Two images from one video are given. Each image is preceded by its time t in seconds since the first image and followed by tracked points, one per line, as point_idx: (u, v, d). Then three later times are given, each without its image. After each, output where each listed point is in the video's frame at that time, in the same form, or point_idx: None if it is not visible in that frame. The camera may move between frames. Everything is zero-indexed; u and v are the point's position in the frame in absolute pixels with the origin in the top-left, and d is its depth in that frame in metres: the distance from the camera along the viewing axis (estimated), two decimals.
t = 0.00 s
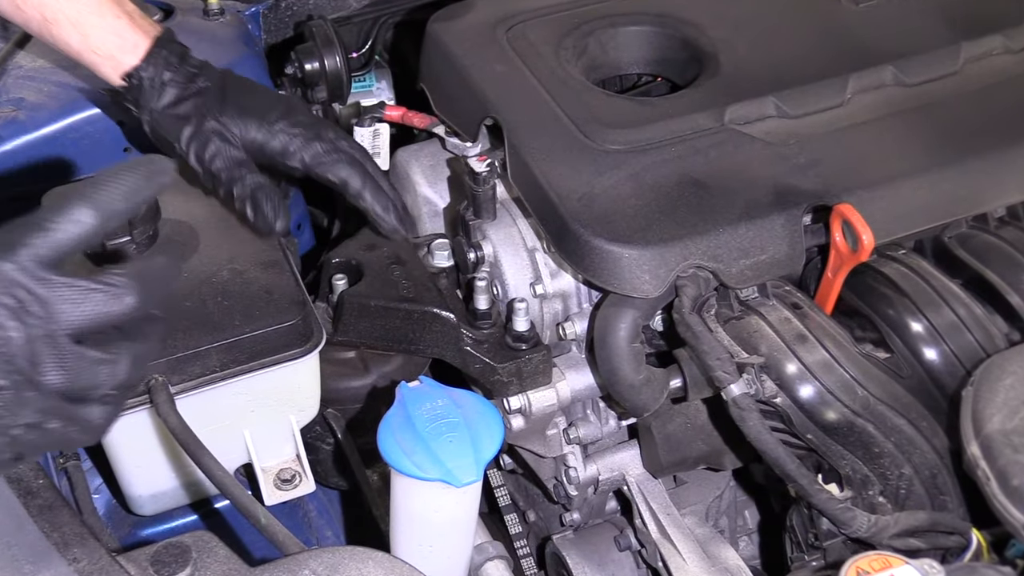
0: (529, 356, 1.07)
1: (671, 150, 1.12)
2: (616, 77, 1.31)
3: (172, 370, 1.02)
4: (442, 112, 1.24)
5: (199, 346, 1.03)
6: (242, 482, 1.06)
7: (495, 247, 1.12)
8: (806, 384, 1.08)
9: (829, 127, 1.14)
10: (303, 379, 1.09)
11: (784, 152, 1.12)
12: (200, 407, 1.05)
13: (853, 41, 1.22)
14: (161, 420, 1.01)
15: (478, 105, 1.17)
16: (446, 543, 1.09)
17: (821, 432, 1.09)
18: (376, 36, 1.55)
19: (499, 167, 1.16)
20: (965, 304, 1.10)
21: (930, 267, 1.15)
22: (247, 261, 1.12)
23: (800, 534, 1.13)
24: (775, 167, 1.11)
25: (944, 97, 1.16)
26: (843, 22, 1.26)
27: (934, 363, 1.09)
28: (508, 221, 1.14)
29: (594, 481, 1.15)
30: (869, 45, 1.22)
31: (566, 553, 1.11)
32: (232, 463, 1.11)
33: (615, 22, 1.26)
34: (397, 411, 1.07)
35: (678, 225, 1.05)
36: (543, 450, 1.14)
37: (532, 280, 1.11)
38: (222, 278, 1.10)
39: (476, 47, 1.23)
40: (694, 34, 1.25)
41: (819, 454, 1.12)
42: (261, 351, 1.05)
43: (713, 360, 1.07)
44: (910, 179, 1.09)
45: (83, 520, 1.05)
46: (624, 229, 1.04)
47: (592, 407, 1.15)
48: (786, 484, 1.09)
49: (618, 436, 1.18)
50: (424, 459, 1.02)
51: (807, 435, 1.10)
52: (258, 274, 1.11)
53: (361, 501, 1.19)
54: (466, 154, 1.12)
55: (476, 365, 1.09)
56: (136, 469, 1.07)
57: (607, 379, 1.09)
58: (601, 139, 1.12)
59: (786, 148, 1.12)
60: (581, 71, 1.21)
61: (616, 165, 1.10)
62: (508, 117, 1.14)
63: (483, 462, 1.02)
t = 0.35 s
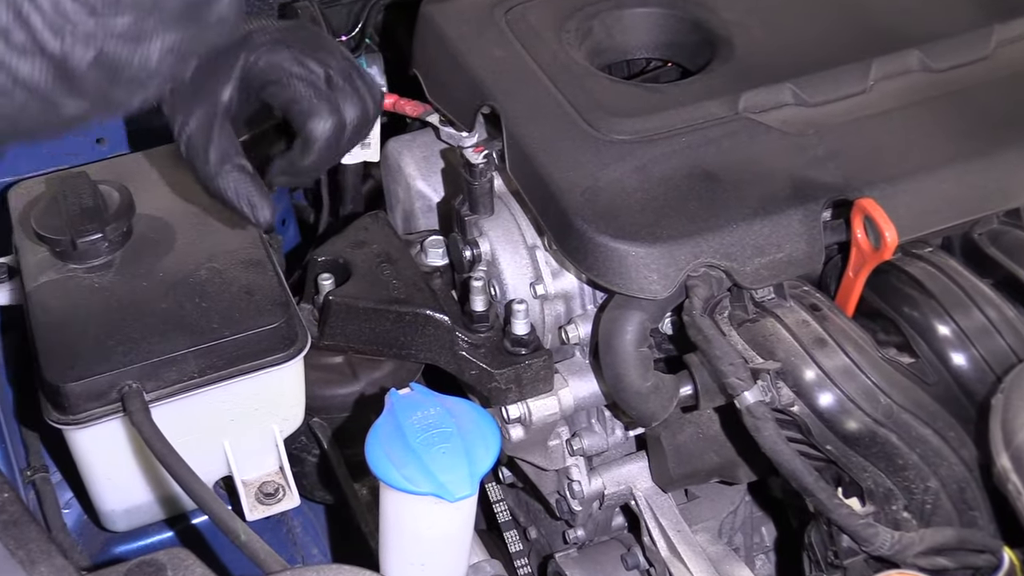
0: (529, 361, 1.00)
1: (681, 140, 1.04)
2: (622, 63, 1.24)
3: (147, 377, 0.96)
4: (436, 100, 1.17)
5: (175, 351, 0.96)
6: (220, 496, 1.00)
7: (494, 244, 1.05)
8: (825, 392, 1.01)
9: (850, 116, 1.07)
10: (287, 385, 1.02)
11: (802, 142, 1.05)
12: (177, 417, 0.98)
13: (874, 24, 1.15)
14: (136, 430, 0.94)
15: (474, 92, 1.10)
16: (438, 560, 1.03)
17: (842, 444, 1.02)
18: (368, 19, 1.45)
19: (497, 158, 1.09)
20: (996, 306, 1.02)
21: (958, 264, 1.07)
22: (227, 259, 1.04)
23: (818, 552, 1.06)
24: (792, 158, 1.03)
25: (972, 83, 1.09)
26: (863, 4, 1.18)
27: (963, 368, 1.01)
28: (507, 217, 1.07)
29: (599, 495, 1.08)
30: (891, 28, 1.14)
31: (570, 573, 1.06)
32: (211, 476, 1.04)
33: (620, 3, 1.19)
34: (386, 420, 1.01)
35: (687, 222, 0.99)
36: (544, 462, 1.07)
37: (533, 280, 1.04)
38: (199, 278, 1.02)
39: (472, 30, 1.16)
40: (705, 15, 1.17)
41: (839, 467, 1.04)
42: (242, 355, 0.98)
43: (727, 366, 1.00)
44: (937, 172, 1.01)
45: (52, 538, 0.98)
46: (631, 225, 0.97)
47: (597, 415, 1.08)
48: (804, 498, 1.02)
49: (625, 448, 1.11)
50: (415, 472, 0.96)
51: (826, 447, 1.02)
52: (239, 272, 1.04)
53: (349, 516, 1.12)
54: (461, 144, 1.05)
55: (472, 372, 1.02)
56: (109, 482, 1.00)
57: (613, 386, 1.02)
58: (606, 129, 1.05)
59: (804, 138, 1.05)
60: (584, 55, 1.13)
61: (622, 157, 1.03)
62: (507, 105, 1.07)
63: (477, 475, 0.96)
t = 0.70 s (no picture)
0: (530, 369, 0.93)
1: (696, 132, 0.98)
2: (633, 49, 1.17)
3: (119, 383, 0.89)
4: (433, 87, 1.10)
5: (150, 355, 0.89)
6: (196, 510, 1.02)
7: (494, 242, 0.97)
8: (849, 403, 0.94)
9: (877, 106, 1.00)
10: (270, 392, 0.95)
11: (826, 134, 0.98)
12: (151, 426, 0.92)
13: (902, 9, 1.08)
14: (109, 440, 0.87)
15: (475, 79, 1.03)
16: None
17: (867, 459, 0.94)
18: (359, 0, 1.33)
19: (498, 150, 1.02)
20: None
21: (992, 266, 1.00)
22: (206, 257, 0.97)
23: None
24: (815, 152, 0.97)
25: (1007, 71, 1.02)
26: None
27: (998, 378, 0.94)
28: (508, 213, 0.99)
29: (606, 513, 1.00)
30: (921, 14, 1.07)
31: None
32: (188, 489, 0.97)
33: None
34: (378, 430, 0.94)
35: (701, 219, 0.92)
36: (547, 477, 1.00)
37: (535, 281, 0.97)
38: (178, 277, 0.95)
39: (472, 12, 1.09)
40: None
41: (864, 483, 0.97)
42: (222, 360, 0.91)
43: (744, 374, 0.92)
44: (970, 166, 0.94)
45: (17, 555, 0.92)
46: (641, 223, 0.91)
47: (604, 426, 1.01)
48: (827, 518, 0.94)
49: (634, 462, 1.03)
50: (408, 486, 0.89)
51: (850, 462, 0.95)
52: (221, 271, 0.97)
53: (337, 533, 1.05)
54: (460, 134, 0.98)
55: (469, 379, 0.95)
56: (79, 496, 0.93)
57: (621, 396, 0.95)
58: (614, 119, 0.98)
59: (828, 131, 0.98)
60: (592, 40, 1.06)
61: (631, 149, 0.96)
62: (510, 93, 1.00)
63: (474, 490, 0.89)
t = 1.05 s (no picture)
0: (530, 371, 0.87)
1: (709, 116, 0.91)
2: (642, 28, 1.11)
3: (89, 385, 0.83)
4: (428, 69, 1.03)
5: (121, 355, 0.83)
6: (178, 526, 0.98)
7: (492, 235, 0.91)
8: (873, 409, 0.87)
9: (903, 89, 0.94)
10: (252, 397, 0.89)
11: (847, 119, 0.92)
12: (123, 432, 0.86)
13: None
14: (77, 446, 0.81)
15: (472, 61, 0.97)
16: None
17: (892, 468, 0.87)
18: None
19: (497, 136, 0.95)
20: None
21: None
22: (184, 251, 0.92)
23: None
24: (836, 138, 0.91)
25: None
26: None
27: None
28: (507, 203, 0.93)
29: (612, 526, 0.94)
30: None
31: None
32: (162, 500, 0.91)
33: None
34: (367, 436, 0.88)
35: (715, 210, 0.86)
36: (548, 487, 0.93)
37: (536, 276, 0.90)
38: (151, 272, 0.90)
39: None
40: None
41: (889, 495, 0.90)
42: (200, 361, 0.86)
43: (759, 377, 0.86)
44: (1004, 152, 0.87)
45: None
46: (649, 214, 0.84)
47: (609, 433, 0.94)
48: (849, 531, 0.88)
49: (643, 471, 0.97)
50: (399, 496, 0.83)
51: (874, 471, 0.88)
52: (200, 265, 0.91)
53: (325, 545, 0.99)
54: (456, 120, 0.92)
55: (465, 382, 0.89)
56: (46, 507, 0.87)
57: (628, 400, 0.88)
58: (622, 103, 0.91)
59: (850, 115, 0.92)
60: (598, 19, 1.00)
61: (639, 135, 0.89)
62: (509, 76, 0.94)
63: (469, 499, 0.84)
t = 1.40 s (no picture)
0: (530, 372, 0.81)
1: (721, 99, 0.85)
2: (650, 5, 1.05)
3: (56, 389, 0.77)
4: (419, 49, 0.97)
5: (92, 356, 0.78)
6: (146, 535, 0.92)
7: (488, 227, 0.85)
8: (898, 411, 0.81)
9: (928, 69, 0.88)
10: (232, 402, 0.83)
11: (869, 101, 0.86)
12: (94, 438, 0.80)
13: None
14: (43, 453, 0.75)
15: (466, 41, 0.91)
16: None
17: (919, 475, 0.81)
18: None
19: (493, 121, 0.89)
20: None
21: None
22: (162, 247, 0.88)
23: None
24: (856, 120, 0.85)
25: None
26: None
27: None
28: (505, 192, 0.87)
29: (619, 538, 0.89)
30: None
31: None
32: (136, 510, 0.85)
33: None
34: (354, 441, 0.82)
35: (727, 199, 0.80)
36: (551, 498, 0.88)
37: (537, 271, 0.84)
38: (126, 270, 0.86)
39: None
40: None
41: (915, 503, 0.84)
42: (176, 363, 0.80)
43: (776, 378, 0.79)
44: None
45: None
46: (656, 203, 0.79)
47: (615, 438, 0.88)
48: (873, 544, 0.82)
49: (651, 480, 0.92)
50: (391, 505, 0.77)
51: (900, 479, 0.82)
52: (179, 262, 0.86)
53: (314, 557, 0.94)
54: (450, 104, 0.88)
55: (460, 384, 0.83)
56: (12, 518, 0.81)
57: (635, 403, 0.83)
58: (627, 84, 0.85)
59: (872, 96, 0.86)
60: None
61: (646, 119, 0.83)
62: (506, 56, 0.88)
63: (465, 509, 0.78)
